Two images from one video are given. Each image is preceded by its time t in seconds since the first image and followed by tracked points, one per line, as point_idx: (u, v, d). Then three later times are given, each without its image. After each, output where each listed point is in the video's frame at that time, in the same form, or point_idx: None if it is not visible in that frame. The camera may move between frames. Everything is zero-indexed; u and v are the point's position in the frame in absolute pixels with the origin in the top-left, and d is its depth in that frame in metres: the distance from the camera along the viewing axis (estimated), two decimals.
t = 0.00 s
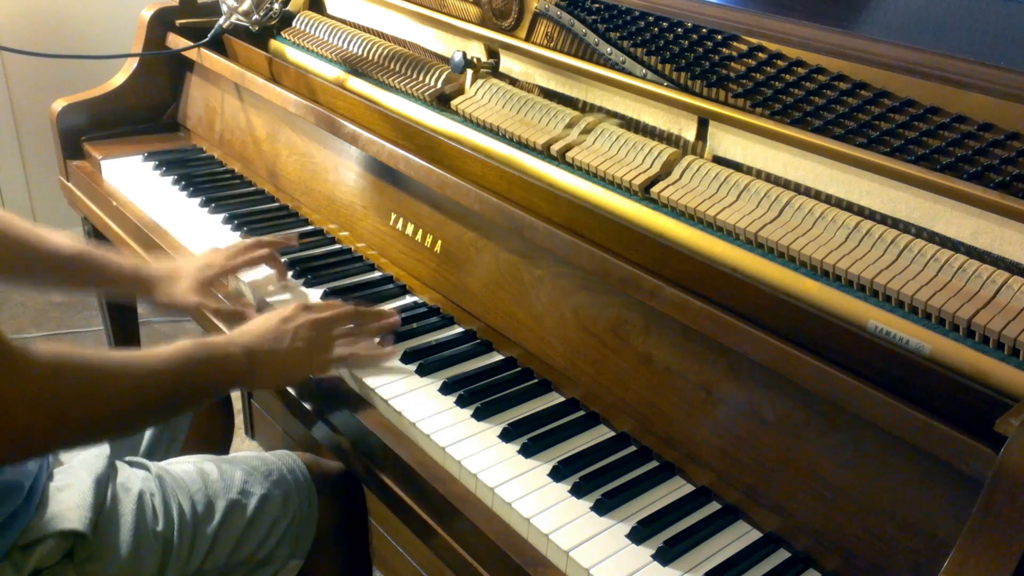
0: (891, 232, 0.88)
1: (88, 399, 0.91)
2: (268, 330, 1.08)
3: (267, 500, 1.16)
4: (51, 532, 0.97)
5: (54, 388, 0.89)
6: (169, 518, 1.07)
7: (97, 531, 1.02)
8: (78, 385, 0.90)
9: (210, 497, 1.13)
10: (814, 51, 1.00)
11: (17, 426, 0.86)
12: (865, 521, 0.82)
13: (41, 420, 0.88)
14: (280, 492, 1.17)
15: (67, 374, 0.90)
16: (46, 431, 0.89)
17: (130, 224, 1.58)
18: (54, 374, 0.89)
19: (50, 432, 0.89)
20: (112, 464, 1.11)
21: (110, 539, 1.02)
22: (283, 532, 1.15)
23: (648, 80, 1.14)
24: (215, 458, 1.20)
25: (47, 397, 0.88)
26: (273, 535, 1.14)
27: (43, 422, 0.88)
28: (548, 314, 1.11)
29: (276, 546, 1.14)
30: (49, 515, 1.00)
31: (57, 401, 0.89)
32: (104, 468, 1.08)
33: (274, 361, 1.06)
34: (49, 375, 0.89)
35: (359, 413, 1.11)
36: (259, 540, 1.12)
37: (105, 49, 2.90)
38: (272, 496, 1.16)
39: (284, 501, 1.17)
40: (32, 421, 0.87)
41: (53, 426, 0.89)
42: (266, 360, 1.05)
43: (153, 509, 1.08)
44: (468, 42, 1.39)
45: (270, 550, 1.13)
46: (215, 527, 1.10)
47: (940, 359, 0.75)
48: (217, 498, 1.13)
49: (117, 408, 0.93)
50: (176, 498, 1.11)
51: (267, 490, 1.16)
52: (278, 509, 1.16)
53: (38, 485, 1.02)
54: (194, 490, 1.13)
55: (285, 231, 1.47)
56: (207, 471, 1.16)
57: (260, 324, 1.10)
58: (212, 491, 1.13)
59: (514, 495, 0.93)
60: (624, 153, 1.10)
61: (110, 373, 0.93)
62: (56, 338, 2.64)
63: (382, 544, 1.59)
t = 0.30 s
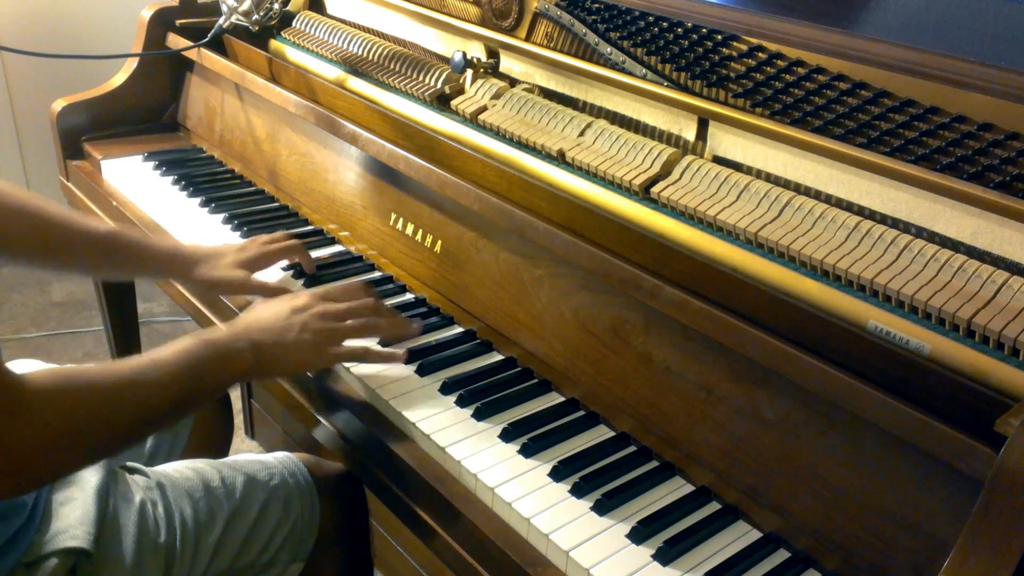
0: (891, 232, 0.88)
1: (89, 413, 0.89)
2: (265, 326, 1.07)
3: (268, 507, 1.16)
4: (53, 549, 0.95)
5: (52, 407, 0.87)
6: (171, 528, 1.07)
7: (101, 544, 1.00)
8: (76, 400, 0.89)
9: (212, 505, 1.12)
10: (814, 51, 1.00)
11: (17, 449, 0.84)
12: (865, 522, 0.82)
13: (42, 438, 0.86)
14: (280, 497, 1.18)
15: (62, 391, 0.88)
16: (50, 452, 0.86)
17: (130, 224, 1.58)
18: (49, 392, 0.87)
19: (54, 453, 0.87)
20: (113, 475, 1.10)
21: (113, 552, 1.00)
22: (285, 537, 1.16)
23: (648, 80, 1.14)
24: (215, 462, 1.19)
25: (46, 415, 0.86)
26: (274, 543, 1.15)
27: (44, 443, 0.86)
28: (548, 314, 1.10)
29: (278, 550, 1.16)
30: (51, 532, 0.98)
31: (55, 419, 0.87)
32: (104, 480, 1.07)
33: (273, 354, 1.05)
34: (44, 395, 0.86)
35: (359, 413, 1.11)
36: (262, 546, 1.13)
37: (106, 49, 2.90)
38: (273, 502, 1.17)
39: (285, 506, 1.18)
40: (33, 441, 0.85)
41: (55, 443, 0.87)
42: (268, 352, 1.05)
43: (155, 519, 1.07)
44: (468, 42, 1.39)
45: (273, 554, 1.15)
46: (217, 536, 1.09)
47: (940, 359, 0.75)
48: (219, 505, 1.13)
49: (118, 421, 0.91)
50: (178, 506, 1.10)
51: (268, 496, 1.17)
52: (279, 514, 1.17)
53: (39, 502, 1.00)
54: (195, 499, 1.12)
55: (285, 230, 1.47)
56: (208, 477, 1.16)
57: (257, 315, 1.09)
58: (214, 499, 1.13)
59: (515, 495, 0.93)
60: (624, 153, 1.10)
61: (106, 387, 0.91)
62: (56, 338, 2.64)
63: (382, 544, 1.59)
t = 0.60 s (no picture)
0: (891, 232, 0.88)
1: (87, 421, 0.88)
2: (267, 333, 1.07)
3: (267, 508, 1.16)
4: (51, 552, 0.97)
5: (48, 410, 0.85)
6: (170, 529, 1.07)
7: (99, 547, 1.02)
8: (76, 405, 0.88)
9: (211, 507, 1.12)
10: (814, 51, 1.00)
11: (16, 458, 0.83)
12: (865, 522, 0.82)
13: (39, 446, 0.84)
14: (280, 498, 1.17)
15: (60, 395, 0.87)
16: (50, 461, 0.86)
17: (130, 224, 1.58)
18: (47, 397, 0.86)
19: (57, 459, 0.86)
20: (113, 477, 1.11)
21: (112, 555, 1.01)
22: (286, 538, 1.16)
23: (648, 80, 1.14)
24: (215, 464, 1.19)
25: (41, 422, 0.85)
26: (273, 544, 1.15)
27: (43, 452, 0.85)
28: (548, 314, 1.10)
29: (279, 551, 1.15)
30: (50, 535, 0.99)
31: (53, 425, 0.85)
32: (104, 481, 1.08)
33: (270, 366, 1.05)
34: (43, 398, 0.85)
35: (359, 413, 1.11)
36: (262, 547, 1.13)
37: (106, 49, 2.91)
38: (274, 502, 1.17)
39: (285, 506, 1.17)
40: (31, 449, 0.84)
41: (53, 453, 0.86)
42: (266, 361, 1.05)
43: (154, 521, 1.07)
44: (468, 42, 1.39)
45: (273, 555, 1.15)
46: (216, 538, 1.10)
47: (940, 358, 0.75)
48: (218, 507, 1.12)
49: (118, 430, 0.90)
50: (177, 508, 1.10)
51: (268, 497, 1.16)
52: (280, 515, 1.16)
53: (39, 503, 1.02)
54: (194, 500, 1.12)
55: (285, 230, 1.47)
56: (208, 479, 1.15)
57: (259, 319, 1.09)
58: (213, 500, 1.13)
59: (514, 495, 0.93)
60: (624, 153, 1.10)
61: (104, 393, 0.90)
62: (56, 338, 2.64)
63: (382, 544, 1.59)
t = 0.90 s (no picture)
0: (891, 232, 0.88)
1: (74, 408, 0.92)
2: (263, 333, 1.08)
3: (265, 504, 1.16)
4: (46, 540, 0.97)
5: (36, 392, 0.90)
6: (166, 522, 1.07)
7: (94, 537, 1.02)
8: (63, 388, 0.92)
9: (208, 501, 1.12)
10: (813, 51, 1.00)
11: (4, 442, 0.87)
12: (864, 521, 0.82)
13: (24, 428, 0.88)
14: (278, 494, 1.17)
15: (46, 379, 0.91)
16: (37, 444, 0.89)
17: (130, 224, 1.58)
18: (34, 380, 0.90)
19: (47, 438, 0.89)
20: (109, 469, 1.10)
21: (107, 545, 1.02)
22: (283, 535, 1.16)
23: (648, 80, 1.14)
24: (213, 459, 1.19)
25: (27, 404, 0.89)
26: (270, 539, 1.15)
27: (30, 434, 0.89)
28: (548, 314, 1.10)
29: (275, 548, 1.15)
30: (44, 524, 0.99)
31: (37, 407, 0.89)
32: (101, 473, 1.08)
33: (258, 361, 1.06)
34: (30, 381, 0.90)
35: (359, 413, 1.11)
36: (258, 543, 1.13)
37: (105, 49, 2.91)
38: (272, 498, 1.16)
39: (283, 503, 1.17)
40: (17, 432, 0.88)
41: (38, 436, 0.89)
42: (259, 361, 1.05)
43: (151, 514, 1.07)
44: (468, 42, 1.39)
45: (269, 551, 1.14)
46: (213, 531, 1.10)
47: (940, 358, 0.75)
48: (215, 501, 1.13)
49: (103, 415, 0.94)
50: (174, 502, 1.10)
51: (266, 493, 1.16)
52: (278, 511, 1.16)
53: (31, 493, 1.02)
54: (192, 494, 1.12)
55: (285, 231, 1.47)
56: (206, 474, 1.16)
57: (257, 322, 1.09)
58: (210, 495, 1.13)
59: (514, 495, 0.93)
60: (625, 153, 1.10)
61: (89, 378, 0.94)
62: (56, 338, 2.64)
63: (382, 544, 1.58)
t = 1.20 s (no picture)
0: (891, 232, 0.88)
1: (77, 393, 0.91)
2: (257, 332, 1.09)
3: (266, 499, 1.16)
4: (52, 524, 0.98)
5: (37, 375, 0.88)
6: (168, 512, 1.08)
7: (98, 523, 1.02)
8: (65, 375, 0.90)
9: (210, 492, 1.13)
10: (814, 51, 1.00)
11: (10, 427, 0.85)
12: (864, 521, 0.82)
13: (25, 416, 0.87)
14: (279, 489, 1.17)
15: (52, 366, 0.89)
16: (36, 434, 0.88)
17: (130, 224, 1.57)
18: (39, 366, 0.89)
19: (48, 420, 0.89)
20: (112, 460, 1.11)
21: (110, 531, 1.02)
22: (283, 530, 1.15)
23: (648, 80, 1.14)
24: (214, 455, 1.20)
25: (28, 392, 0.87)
26: (272, 532, 1.14)
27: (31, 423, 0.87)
28: (548, 314, 1.10)
29: (276, 542, 1.15)
30: (48, 508, 1.00)
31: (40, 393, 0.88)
32: (105, 462, 1.08)
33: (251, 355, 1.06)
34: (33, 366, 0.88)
35: (358, 413, 1.11)
36: (259, 536, 1.13)
37: (105, 49, 2.91)
38: (272, 493, 1.16)
39: (284, 498, 1.17)
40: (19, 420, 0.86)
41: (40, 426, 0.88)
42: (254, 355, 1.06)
43: (153, 504, 1.08)
44: (468, 42, 1.39)
45: (270, 545, 1.14)
46: (215, 521, 1.10)
47: (940, 358, 0.75)
48: (217, 493, 1.13)
49: (104, 405, 0.93)
50: (176, 493, 1.11)
51: (267, 487, 1.16)
52: (278, 506, 1.16)
53: (36, 478, 1.02)
54: (193, 486, 1.13)
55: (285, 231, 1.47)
56: (207, 467, 1.16)
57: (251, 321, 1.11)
58: (212, 487, 1.14)
59: (514, 495, 0.93)
60: (625, 153, 1.10)
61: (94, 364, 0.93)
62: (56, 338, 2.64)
63: (382, 544, 1.58)
